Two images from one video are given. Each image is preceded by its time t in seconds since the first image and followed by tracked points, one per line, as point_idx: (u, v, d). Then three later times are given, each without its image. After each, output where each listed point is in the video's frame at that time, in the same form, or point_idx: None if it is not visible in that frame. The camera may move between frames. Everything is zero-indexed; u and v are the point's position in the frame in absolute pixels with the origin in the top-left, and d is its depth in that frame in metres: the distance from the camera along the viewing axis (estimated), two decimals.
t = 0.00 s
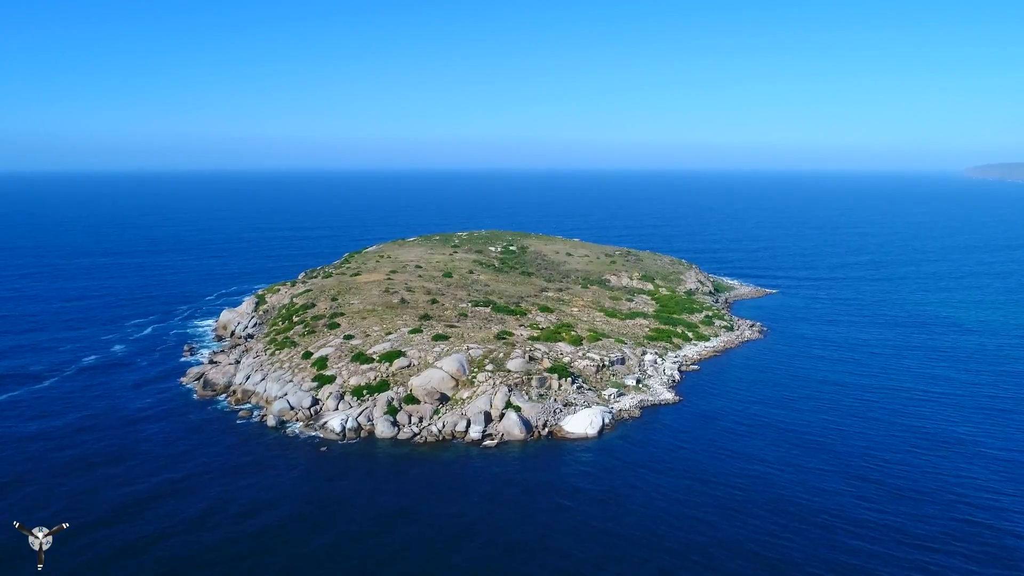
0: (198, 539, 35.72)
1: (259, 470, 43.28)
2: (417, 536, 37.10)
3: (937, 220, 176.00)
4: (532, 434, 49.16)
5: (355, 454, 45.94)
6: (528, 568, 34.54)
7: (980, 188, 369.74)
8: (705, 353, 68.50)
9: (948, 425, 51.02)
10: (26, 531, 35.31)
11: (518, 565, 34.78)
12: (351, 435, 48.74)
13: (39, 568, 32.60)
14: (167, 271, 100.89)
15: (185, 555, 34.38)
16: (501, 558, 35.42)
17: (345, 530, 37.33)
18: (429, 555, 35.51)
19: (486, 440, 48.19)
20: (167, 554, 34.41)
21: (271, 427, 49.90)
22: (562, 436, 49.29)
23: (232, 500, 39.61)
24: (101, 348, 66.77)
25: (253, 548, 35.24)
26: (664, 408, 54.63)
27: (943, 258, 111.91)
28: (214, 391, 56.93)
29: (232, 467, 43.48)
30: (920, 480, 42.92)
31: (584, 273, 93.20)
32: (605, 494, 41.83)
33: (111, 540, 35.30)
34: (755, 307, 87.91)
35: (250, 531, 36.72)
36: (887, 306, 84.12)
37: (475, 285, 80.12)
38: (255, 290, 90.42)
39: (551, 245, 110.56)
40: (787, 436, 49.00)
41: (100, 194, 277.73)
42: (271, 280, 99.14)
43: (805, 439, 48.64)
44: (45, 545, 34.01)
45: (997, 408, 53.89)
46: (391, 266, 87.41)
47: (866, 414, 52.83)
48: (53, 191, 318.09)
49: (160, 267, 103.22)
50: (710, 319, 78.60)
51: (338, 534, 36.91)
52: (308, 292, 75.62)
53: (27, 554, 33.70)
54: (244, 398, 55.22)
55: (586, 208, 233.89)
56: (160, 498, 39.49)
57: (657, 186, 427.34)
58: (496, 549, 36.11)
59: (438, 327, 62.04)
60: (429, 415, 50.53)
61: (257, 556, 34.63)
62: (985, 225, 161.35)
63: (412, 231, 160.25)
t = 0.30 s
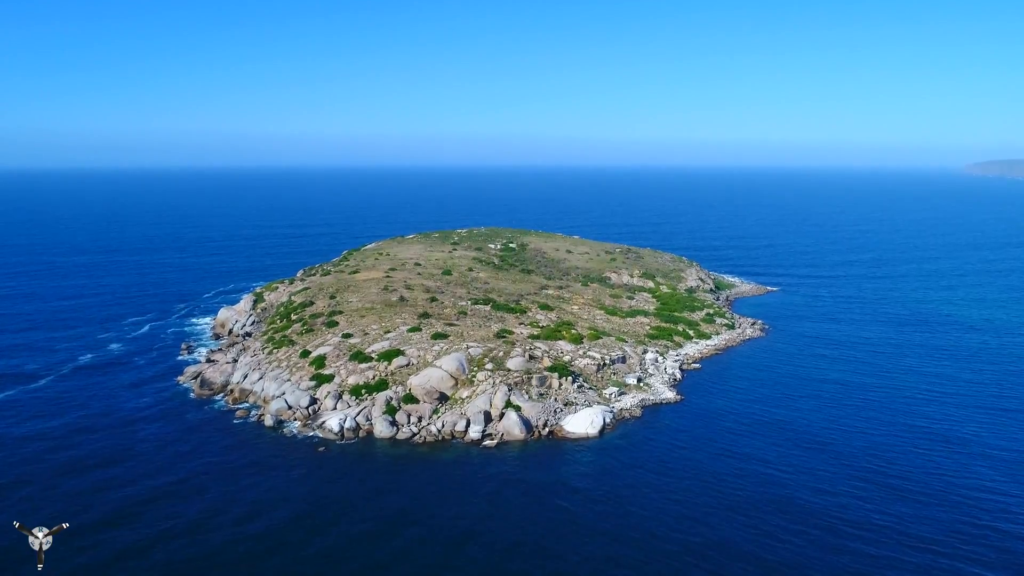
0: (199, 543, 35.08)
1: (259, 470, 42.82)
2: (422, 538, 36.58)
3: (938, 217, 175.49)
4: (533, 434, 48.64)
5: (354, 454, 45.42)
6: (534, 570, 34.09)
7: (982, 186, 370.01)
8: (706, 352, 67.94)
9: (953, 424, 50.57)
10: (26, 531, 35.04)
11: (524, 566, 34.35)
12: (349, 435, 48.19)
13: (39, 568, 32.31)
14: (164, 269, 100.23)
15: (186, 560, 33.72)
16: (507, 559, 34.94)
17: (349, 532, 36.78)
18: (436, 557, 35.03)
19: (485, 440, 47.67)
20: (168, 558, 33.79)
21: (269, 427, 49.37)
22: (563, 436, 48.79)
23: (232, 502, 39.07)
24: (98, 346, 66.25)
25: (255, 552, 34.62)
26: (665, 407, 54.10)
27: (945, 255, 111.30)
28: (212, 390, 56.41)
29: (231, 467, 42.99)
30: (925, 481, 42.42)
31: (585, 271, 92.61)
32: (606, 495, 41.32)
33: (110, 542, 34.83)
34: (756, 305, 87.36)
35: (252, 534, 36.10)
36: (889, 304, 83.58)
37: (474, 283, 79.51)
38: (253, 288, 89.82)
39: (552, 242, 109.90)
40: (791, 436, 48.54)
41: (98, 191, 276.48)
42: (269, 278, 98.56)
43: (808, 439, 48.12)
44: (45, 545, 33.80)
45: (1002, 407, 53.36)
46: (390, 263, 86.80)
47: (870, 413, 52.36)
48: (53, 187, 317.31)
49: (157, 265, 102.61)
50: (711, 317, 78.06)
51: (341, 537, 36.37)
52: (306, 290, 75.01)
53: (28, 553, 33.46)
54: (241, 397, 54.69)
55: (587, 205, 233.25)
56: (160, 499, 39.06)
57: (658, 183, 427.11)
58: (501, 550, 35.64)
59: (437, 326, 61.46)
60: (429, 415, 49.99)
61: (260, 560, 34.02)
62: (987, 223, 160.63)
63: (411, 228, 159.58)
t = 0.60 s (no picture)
0: (199, 545, 34.57)
1: (259, 470, 42.36)
2: (426, 538, 36.16)
3: (939, 212, 175.01)
4: (533, 433, 48.15)
5: (352, 454, 44.96)
6: (539, 570, 33.69)
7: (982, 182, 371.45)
8: (707, 349, 67.43)
9: (957, 421, 50.15)
10: (26, 531, 34.62)
11: (529, 566, 33.96)
12: (347, 434, 47.72)
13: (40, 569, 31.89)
14: (162, 265, 99.58)
15: (186, 562, 33.22)
16: (512, 559, 34.55)
17: (351, 533, 36.35)
18: (441, 557, 34.62)
19: (485, 439, 47.20)
20: (169, 560, 33.30)
21: (266, 425, 48.90)
22: (564, 434, 48.31)
23: (232, 503, 38.57)
24: (95, 344, 65.70)
25: (257, 554, 34.15)
26: (666, 406, 53.60)
27: (947, 251, 110.84)
28: (209, 388, 55.92)
29: (230, 467, 42.49)
30: (929, 479, 41.98)
31: (585, 267, 92.05)
32: (608, 494, 40.86)
33: (110, 543, 34.39)
34: (758, 301, 86.87)
35: (254, 535, 35.63)
36: (892, 300, 83.06)
37: (474, 279, 78.94)
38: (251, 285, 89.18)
39: (552, 238, 109.30)
40: (794, 434, 48.11)
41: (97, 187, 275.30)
42: (267, 274, 97.94)
43: (811, 437, 47.66)
44: (45, 545, 33.31)
45: (1006, 404, 52.88)
46: (388, 260, 86.21)
47: (873, 411, 51.94)
48: (52, 182, 317.39)
49: (155, 261, 102.01)
50: (712, 313, 77.56)
51: (344, 537, 35.95)
52: (304, 286, 74.46)
53: (27, 554, 33.06)
54: (239, 396, 54.21)
55: (586, 200, 232.58)
56: (159, 500, 38.61)
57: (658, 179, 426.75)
58: (506, 550, 35.25)
59: (436, 323, 60.91)
60: (428, 413, 49.49)
61: (262, 563, 33.53)
62: (989, 219, 159.92)
63: (411, 225, 158.87)
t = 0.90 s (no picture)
0: (201, 545, 34.05)
1: (259, 467, 41.93)
2: (432, 535, 35.74)
3: (940, 206, 174.31)
4: (533, 428, 47.74)
5: (351, 450, 44.52)
6: (546, 567, 33.31)
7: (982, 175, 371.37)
8: (709, 343, 66.93)
9: (961, 416, 49.80)
10: (26, 531, 34.13)
11: (536, 563, 33.63)
12: (346, 429, 47.32)
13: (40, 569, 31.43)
14: (159, 258, 98.82)
15: (188, 562, 32.70)
16: (519, 556, 34.18)
17: (355, 531, 35.90)
18: (447, 554, 34.22)
19: (485, 434, 46.79)
20: (171, 560, 32.78)
21: (264, 421, 48.46)
22: (565, 430, 47.91)
23: (232, 501, 38.08)
24: (91, 338, 65.12)
25: (260, 553, 33.66)
26: (667, 401, 53.18)
27: (949, 245, 110.34)
28: (206, 383, 55.43)
29: (229, 464, 42.03)
30: (933, 476, 41.61)
31: (585, 261, 91.48)
32: (609, 490, 40.49)
33: (111, 543, 33.92)
34: (759, 295, 86.35)
35: (257, 534, 35.15)
36: (893, 295, 82.58)
37: (474, 273, 78.38)
38: (249, 278, 88.54)
39: (552, 231, 108.70)
40: (798, 430, 47.72)
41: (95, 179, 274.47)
42: (265, 267, 97.30)
43: (814, 433, 47.26)
44: (45, 545, 32.78)
45: (1010, 399, 52.50)
46: (387, 253, 85.60)
47: (876, 406, 51.57)
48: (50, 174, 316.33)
49: (152, 254, 101.40)
50: (714, 307, 77.06)
51: (348, 535, 35.53)
52: (303, 280, 73.89)
53: (27, 553, 32.68)
54: (236, 390, 53.74)
55: (586, 193, 231.87)
56: (158, 497, 38.15)
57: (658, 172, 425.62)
58: (513, 547, 34.88)
59: (435, 317, 60.39)
60: (427, 408, 49.04)
61: (264, 562, 33.04)
62: (990, 212, 159.38)
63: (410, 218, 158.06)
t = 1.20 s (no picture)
0: (200, 545, 33.44)
1: (258, 463, 41.38)
2: (435, 533, 35.17)
3: (942, 198, 173.54)
4: (533, 422, 47.28)
5: (350, 445, 44.04)
6: (551, 564, 32.87)
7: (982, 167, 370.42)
8: (710, 336, 66.42)
9: (966, 410, 49.37)
10: (26, 531, 33.56)
11: (542, 560, 33.11)
12: (344, 424, 46.85)
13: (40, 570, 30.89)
14: (156, 251, 98.09)
15: (187, 563, 32.09)
16: (524, 554, 33.64)
17: (358, 529, 35.32)
18: (451, 553, 33.66)
19: (485, 429, 46.32)
20: (169, 561, 32.16)
21: (261, 415, 48.02)
22: (566, 424, 47.44)
23: (232, 498, 37.57)
24: (88, 332, 64.55)
25: (260, 553, 33.05)
26: (669, 395, 52.70)
27: (951, 238, 109.73)
28: (203, 376, 54.93)
29: (229, 460, 41.51)
30: (937, 470, 41.17)
31: (585, 253, 90.86)
32: (610, 486, 40.02)
33: (108, 543, 33.30)
34: (760, 287, 85.74)
35: (257, 533, 34.57)
36: (895, 287, 82.06)
37: (473, 265, 77.76)
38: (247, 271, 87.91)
39: (552, 223, 107.98)
40: (801, 424, 47.27)
41: (92, 171, 272.84)
42: (263, 260, 96.61)
43: (817, 427, 46.79)
44: (45, 545, 32.27)
45: (1015, 393, 52.04)
46: (386, 245, 84.92)
47: (880, 399, 51.13)
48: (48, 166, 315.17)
49: (150, 247, 100.74)
50: (715, 300, 76.49)
51: (350, 534, 34.94)
52: (301, 272, 73.24)
53: (24, 554, 32.11)
54: (233, 384, 53.25)
55: (586, 185, 230.91)
56: (158, 494, 37.65)
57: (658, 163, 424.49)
58: (517, 544, 34.36)
59: (435, 310, 59.82)
60: (426, 402, 48.54)
61: (265, 562, 32.44)
62: (991, 204, 158.64)
63: (409, 210, 157.22)
